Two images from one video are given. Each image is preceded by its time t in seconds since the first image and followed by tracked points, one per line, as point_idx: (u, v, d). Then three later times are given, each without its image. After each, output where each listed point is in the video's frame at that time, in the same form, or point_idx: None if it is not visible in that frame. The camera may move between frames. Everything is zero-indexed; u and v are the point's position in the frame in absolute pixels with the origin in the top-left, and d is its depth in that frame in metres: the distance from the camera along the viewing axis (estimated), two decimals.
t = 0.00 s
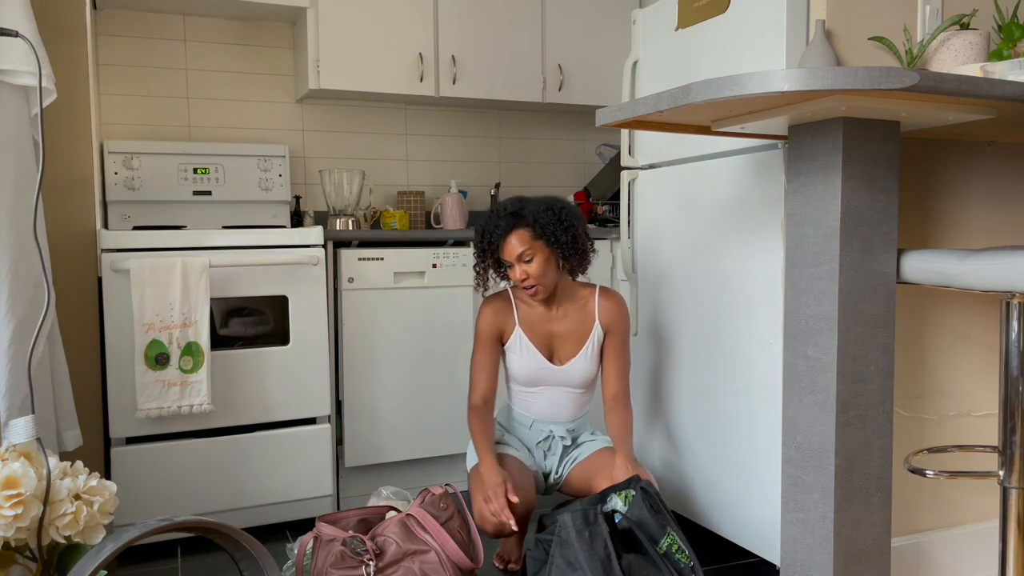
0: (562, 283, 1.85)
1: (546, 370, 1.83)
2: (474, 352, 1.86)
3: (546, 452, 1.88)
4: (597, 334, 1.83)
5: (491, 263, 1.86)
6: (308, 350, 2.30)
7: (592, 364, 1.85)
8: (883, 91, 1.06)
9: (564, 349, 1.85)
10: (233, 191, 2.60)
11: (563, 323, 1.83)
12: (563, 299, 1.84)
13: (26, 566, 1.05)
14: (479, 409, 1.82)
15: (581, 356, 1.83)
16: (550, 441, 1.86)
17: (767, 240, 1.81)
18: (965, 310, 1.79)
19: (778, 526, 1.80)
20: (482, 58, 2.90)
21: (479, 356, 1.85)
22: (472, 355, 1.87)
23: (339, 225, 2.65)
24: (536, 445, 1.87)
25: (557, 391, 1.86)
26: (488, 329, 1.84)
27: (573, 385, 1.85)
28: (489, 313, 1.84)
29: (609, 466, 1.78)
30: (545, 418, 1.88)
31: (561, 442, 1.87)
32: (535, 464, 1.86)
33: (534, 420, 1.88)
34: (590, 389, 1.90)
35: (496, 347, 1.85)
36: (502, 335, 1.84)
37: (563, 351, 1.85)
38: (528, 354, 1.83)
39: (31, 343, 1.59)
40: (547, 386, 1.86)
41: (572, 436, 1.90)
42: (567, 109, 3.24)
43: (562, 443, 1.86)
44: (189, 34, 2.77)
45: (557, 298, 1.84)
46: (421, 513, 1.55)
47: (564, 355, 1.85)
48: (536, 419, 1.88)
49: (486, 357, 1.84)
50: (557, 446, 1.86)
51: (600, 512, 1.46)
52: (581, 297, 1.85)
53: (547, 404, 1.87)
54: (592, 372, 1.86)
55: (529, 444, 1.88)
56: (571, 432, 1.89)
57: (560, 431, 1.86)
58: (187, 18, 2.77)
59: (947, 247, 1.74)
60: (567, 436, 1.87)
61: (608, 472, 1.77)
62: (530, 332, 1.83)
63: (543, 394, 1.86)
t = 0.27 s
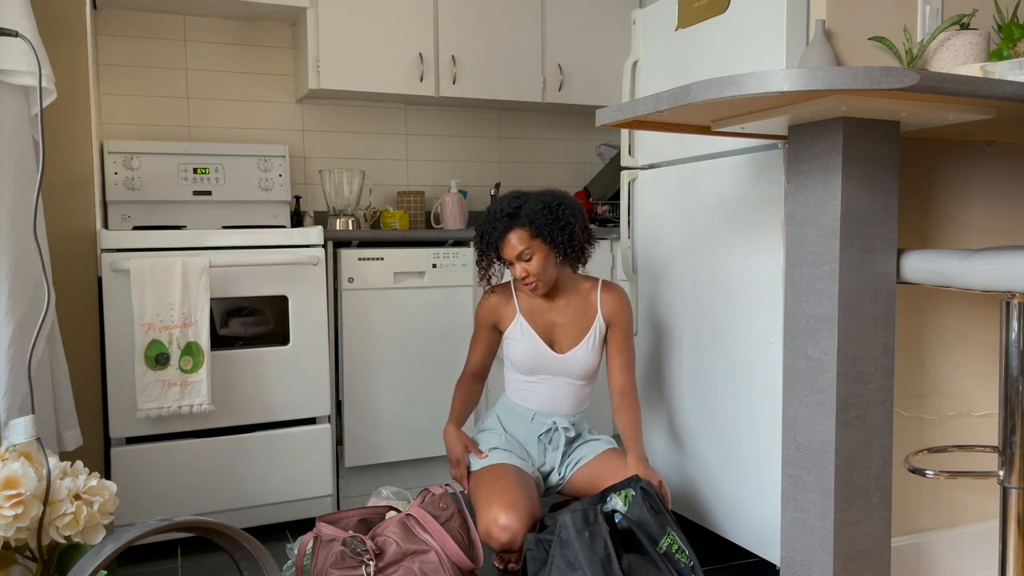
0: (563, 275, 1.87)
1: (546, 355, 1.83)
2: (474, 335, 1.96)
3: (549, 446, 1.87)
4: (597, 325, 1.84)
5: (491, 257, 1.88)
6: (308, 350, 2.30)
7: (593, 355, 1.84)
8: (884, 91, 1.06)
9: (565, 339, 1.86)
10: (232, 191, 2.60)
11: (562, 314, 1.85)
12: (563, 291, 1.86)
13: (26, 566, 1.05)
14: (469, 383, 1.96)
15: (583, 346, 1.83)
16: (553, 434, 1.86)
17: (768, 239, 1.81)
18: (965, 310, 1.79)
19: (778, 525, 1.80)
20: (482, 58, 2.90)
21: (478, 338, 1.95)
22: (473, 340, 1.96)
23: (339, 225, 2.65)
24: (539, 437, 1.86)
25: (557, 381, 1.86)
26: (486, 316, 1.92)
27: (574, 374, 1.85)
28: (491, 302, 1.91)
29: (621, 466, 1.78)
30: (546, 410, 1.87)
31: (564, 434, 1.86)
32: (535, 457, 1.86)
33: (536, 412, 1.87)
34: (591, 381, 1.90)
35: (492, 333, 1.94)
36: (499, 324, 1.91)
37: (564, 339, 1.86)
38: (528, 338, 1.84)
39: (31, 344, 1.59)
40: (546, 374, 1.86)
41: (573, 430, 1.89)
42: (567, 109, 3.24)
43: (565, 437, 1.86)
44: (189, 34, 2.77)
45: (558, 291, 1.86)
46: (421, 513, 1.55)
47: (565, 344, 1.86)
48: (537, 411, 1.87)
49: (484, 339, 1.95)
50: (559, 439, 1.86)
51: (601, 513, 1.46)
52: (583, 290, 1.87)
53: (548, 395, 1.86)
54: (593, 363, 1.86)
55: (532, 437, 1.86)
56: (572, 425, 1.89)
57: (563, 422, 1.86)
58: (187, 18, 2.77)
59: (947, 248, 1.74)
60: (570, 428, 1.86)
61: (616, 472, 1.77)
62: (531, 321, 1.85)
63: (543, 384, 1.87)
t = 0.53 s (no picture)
0: (562, 274, 1.88)
1: (546, 354, 1.84)
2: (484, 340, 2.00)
3: (549, 446, 1.86)
4: (596, 324, 1.84)
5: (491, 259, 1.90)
6: (308, 350, 2.30)
7: (593, 355, 1.85)
8: (884, 91, 1.06)
9: (564, 338, 1.86)
10: (232, 191, 2.60)
11: (561, 313, 1.86)
12: (562, 290, 1.88)
13: (26, 566, 1.05)
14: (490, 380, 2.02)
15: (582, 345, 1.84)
16: (553, 433, 1.85)
17: (768, 239, 1.81)
18: (965, 310, 1.79)
19: (779, 525, 1.80)
20: (482, 58, 2.90)
21: (487, 341, 1.99)
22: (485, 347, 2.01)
23: (339, 225, 2.65)
24: (539, 436, 1.85)
25: (557, 381, 1.87)
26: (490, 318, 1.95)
27: (574, 373, 1.86)
28: (491, 305, 1.93)
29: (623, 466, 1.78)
30: (547, 410, 1.87)
31: (565, 433, 1.85)
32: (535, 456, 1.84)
33: (537, 411, 1.87)
34: (591, 381, 1.91)
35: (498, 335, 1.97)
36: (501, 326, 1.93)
37: (563, 338, 1.86)
38: (527, 337, 1.85)
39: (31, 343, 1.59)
40: (547, 373, 1.87)
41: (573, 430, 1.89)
42: (567, 109, 3.24)
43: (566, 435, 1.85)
44: (189, 34, 2.77)
45: (557, 291, 1.87)
46: (421, 513, 1.55)
47: (564, 343, 1.86)
48: (538, 411, 1.87)
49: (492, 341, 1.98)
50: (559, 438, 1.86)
51: (601, 512, 1.46)
52: (581, 290, 1.87)
53: (549, 394, 1.87)
54: (592, 362, 1.86)
55: (533, 436, 1.85)
56: (573, 425, 1.89)
57: (564, 422, 1.86)
58: (187, 18, 2.76)
59: (947, 248, 1.74)
60: (571, 428, 1.86)
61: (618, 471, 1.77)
62: (530, 321, 1.87)
63: (544, 384, 1.87)
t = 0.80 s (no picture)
0: (561, 271, 1.91)
1: (544, 353, 1.83)
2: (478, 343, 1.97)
3: (548, 446, 1.85)
4: (593, 323, 1.86)
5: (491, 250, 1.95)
6: (308, 350, 2.30)
7: (589, 354, 1.86)
8: (884, 91, 1.06)
9: (561, 337, 1.87)
10: (232, 191, 2.60)
11: (559, 312, 1.88)
12: (559, 288, 1.90)
13: (26, 566, 1.05)
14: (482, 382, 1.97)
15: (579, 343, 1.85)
16: (551, 433, 1.85)
17: (767, 240, 1.81)
18: (965, 310, 1.79)
19: (778, 525, 1.80)
20: (482, 58, 2.90)
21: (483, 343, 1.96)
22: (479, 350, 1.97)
23: (339, 225, 2.65)
24: (538, 437, 1.84)
25: (554, 381, 1.86)
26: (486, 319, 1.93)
27: (571, 373, 1.86)
28: (487, 304, 1.92)
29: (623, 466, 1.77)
30: (544, 410, 1.86)
31: (563, 432, 1.86)
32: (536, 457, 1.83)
33: (534, 412, 1.86)
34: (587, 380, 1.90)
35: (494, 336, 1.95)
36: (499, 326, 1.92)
37: (560, 337, 1.87)
38: (524, 337, 1.84)
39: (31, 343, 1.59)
40: (544, 373, 1.85)
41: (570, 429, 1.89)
42: (567, 109, 3.24)
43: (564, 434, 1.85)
44: (190, 34, 2.77)
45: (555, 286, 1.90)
46: (421, 513, 1.55)
47: (561, 342, 1.87)
48: (534, 412, 1.86)
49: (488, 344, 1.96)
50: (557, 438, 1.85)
51: (601, 513, 1.46)
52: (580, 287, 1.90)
53: (546, 394, 1.86)
54: (589, 361, 1.87)
55: (530, 438, 1.84)
56: (569, 425, 1.89)
57: (561, 422, 1.86)
58: (187, 18, 2.76)
59: (947, 248, 1.74)
60: (568, 428, 1.86)
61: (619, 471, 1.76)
62: (528, 319, 1.87)
63: (541, 384, 1.86)
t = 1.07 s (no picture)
0: (556, 271, 1.91)
1: (538, 353, 1.83)
2: (474, 344, 1.97)
3: (546, 448, 1.85)
4: (589, 323, 1.86)
5: (487, 250, 1.96)
6: (308, 349, 2.30)
7: (585, 354, 1.86)
8: (884, 91, 1.06)
9: (557, 338, 1.87)
10: (232, 191, 2.60)
11: (555, 313, 1.88)
12: (555, 288, 1.90)
13: (26, 566, 1.05)
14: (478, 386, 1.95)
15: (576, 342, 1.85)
16: (549, 435, 1.85)
17: (767, 240, 1.81)
18: (965, 310, 1.79)
19: (778, 525, 1.80)
20: (482, 59, 2.90)
21: (479, 344, 1.96)
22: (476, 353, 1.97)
23: (339, 225, 2.65)
24: (536, 439, 1.84)
25: (550, 381, 1.86)
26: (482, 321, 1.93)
27: (568, 373, 1.85)
28: (484, 304, 1.91)
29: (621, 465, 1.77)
30: (541, 411, 1.86)
31: (561, 434, 1.85)
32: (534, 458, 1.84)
33: (531, 414, 1.86)
34: (583, 381, 1.90)
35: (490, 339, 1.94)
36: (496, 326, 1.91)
37: (556, 338, 1.87)
38: (521, 338, 1.84)
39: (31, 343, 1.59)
40: (540, 374, 1.85)
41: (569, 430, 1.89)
42: (567, 109, 3.24)
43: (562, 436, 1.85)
44: (190, 34, 2.77)
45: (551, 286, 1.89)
46: (421, 513, 1.55)
47: (557, 342, 1.87)
48: (532, 413, 1.86)
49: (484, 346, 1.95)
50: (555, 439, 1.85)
51: (601, 512, 1.46)
52: (575, 287, 1.90)
53: (542, 396, 1.86)
54: (585, 361, 1.87)
55: (529, 439, 1.84)
56: (568, 425, 1.88)
57: (559, 423, 1.85)
58: (187, 18, 2.77)
59: (947, 248, 1.74)
60: (566, 429, 1.86)
61: (617, 470, 1.76)
62: (524, 319, 1.87)
63: (538, 385, 1.86)
